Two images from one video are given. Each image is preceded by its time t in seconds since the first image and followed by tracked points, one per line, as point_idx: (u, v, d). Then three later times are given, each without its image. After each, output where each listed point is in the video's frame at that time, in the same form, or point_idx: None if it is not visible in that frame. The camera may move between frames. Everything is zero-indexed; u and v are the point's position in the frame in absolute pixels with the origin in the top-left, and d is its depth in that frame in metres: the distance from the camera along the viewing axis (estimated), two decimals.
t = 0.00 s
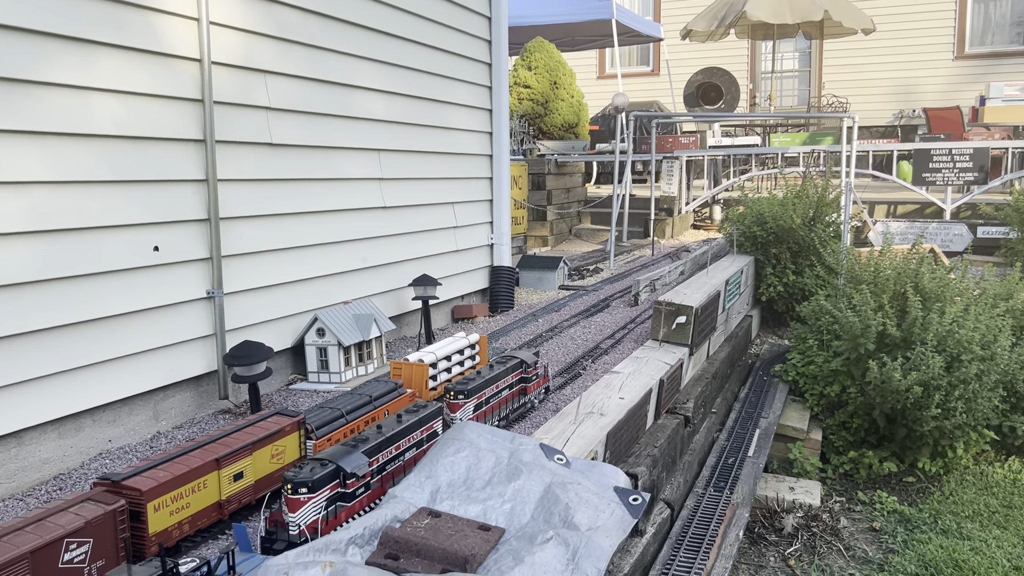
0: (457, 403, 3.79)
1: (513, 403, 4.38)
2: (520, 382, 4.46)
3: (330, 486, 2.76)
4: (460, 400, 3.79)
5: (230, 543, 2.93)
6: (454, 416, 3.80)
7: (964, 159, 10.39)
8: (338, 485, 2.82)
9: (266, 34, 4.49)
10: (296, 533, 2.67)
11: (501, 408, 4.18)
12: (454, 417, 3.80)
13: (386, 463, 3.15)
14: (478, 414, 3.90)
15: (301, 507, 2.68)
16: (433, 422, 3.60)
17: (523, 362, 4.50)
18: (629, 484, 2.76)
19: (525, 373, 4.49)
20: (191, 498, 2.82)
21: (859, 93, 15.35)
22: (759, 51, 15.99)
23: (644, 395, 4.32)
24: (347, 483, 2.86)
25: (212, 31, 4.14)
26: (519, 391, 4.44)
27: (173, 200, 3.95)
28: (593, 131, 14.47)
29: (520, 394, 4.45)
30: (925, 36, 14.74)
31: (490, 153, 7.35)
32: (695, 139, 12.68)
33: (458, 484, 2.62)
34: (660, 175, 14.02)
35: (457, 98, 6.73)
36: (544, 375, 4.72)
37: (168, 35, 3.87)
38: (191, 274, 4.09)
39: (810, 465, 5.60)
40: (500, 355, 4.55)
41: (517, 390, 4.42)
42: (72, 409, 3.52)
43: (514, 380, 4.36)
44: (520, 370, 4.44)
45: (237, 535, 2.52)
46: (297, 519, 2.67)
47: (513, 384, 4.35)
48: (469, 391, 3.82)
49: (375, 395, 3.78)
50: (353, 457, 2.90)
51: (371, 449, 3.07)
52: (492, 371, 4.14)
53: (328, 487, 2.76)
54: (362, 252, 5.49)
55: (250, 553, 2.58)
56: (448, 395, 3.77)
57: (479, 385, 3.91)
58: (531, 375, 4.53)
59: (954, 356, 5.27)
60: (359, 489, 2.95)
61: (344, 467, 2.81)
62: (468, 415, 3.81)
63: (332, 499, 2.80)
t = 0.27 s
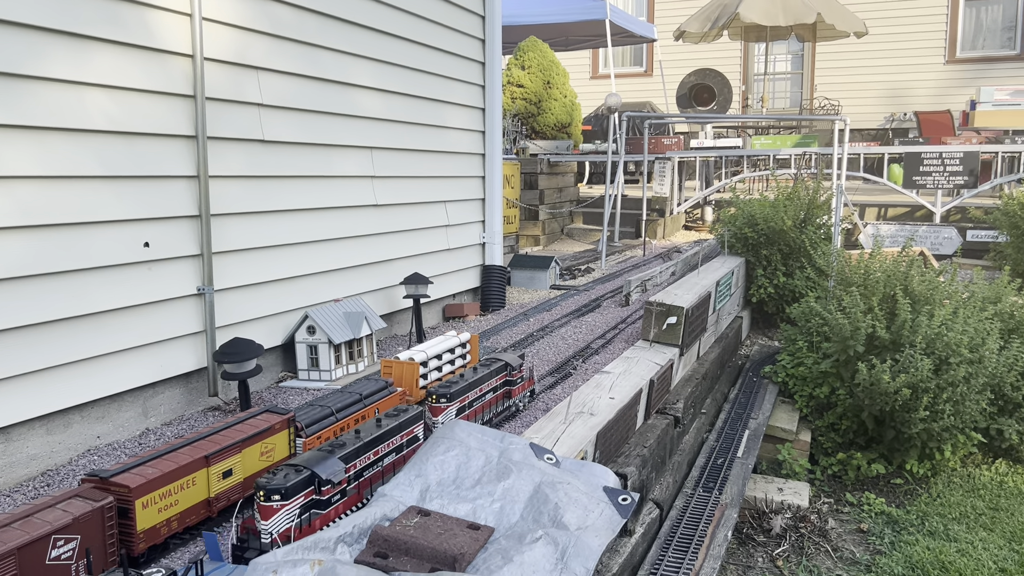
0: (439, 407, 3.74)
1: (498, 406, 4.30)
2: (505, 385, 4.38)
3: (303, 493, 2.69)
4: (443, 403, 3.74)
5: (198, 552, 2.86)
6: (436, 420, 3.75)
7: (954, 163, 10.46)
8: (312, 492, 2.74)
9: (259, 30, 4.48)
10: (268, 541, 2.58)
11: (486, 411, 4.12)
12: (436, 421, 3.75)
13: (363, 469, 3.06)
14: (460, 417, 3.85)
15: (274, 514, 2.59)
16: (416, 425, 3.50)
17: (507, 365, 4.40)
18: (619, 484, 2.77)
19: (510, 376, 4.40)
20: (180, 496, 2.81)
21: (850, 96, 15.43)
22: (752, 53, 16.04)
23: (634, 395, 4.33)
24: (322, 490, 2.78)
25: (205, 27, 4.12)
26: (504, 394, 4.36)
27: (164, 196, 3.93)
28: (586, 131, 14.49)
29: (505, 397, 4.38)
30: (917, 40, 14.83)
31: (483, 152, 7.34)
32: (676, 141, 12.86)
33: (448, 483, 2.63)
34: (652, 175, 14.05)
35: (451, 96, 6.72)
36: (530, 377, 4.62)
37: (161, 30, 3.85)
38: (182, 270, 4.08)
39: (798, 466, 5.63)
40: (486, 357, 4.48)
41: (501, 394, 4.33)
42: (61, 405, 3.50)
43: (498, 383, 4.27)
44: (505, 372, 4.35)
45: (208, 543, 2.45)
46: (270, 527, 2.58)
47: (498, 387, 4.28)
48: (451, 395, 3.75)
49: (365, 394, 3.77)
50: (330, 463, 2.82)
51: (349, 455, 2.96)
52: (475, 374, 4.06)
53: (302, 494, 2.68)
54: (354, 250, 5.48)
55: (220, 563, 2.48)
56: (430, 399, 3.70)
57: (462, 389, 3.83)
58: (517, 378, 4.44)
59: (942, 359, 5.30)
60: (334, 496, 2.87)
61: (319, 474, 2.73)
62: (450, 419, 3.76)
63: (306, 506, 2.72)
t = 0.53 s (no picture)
0: (422, 408, 3.65)
1: (483, 409, 4.19)
2: (490, 387, 4.27)
3: (278, 498, 2.62)
4: (426, 406, 3.65)
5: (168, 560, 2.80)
6: (419, 423, 3.65)
7: (948, 165, 10.50)
8: (287, 498, 2.66)
9: (253, 25, 4.46)
10: (239, 549, 2.52)
11: (471, 414, 4.04)
12: (418, 424, 3.66)
13: (341, 474, 2.98)
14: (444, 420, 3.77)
15: (246, 521, 2.52)
16: (398, 429, 3.41)
17: (494, 367, 4.30)
18: (611, 482, 2.76)
19: (496, 378, 4.29)
20: (169, 491, 2.79)
21: (845, 98, 15.48)
22: (747, 55, 16.07)
23: (627, 394, 4.33)
24: (297, 496, 2.69)
25: (199, 20, 4.10)
26: (490, 396, 4.26)
27: (156, 191, 3.91)
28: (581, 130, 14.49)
29: (491, 399, 4.27)
30: (912, 43, 14.88)
31: (478, 150, 7.33)
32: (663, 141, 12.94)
33: (440, 480, 2.62)
34: (647, 175, 14.06)
35: (446, 94, 6.71)
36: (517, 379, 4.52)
37: (154, 24, 3.83)
38: (174, 265, 4.06)
39: (790, 466, 5.65)
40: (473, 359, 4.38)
41: (487, 396, 4.22)
42: (51, 400, 3.48)
43: (485, 385, 4.19)
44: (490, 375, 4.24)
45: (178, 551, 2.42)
46: (241, 535, 2.51)
47: (483, 390, 4.16)
48: (435, 397, 3.66)
49: (357, 390, 3.76)
50: (306, 468, 2.75)
51: (326, 459, 2.88)
52: (461, 376, 3.98)
53: (276, 501, 2.61)
54: (347, 247, 5.46)
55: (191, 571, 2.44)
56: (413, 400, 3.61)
57: (447, 391, 3.75)
58: (503, 380, 4.33)
59: (934, 360, 5.32)
60: (312, 501, 2.78)
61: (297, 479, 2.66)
62: (433, 422, 3.68)
63: (280, 512, 2.64)
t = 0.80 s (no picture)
0: (410, 412, 3.59)
1: (473, 413, 4.16)
2: (480, 391, 4.24)
3: (257, 507, 2.57)
4: (413, 411, 3.59)
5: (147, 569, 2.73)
6: (406, 428, 3.60)
7: (946, 167, 10.52)
8: (266, 506, 2.62)
9: (253, 23, 4.46)
10: (216, 559, 2.48)
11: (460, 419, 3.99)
12: (406, 429, 3.61)
13: (324, 481, 2.93)
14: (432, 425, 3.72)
15: (224, 531, 2.48)
16: (386, 434, 3.38)
17: (484, 371, 4.29)
18: (607, 484, 2.77)
19: (486, 382, 4.28)
20: (166, 489, 2.79)
21: (844, 100, 15.50)
22: (746, 55, 16.08)
23: (624, 394, 4.34)
24: (277, 505, 2.66)
25: (198, 19, 4.10)
26: (480, 401, 4.22)
27: (154, 189, 3.91)
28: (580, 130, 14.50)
29: (482, 403, 4.25)
30: (911, 45, 14.90)
31: (476, 150, 7.34)
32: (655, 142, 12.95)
33: (436, 480, 2.63)
34: (645, 176, 14.07)
35: (445, 93, 6.71)
36: (507, 384, 4.50)
37: (154, 22, 3.83)
38: (172, 263, 4.06)
39: (786, 468, 5.67)
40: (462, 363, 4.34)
41: (477, 400, 4.19)
42: (48, 397, 3.48)
43: (475, 389, 4.16)
44: (480, 379, 4.22)
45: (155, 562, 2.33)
46: (218, 544, 2.47)
47: (473, 393, 4.14)
48: (423, 401, 3.61)
49: (354, 390, 3.76)
50: (286, 476, 2.70)
51: (308, 467, 2.84)
52: (451, 380, 3.93)
53: (255, 510, 2.56)
54: (345, 246, 5.46)
55: None
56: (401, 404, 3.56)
57: (436, 395, 3.69)
58: (493, 384, 4.31)
59: (930, 363, 5.33)
60: (292, 510, 2.73)
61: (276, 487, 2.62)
62: (420, 427, 3.62)
63: (259, 521, 2.59)
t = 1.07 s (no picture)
0: (408, 416, 3.46)
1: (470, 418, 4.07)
2: (479, 394, 4.17)
3: (247, 514, 2.50)
4: (410, 414, 3.46)
5: None
6: (404, 432, 3.47)
7: (953, 169, 10.47)
8: (256, 513, 2.55)
9: (261, 21, 4.46)
10: (203, 567, 2.43)
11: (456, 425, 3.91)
12: (403, 434, 3.48)
13: (316, 487, 2.87)
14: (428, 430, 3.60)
15: (212, 538, 2.42)
16: (380, 439, 3.32)
17: (483, 373, 4.20)
18: (612, 484, 2.77)
19: (486, 385, 4.20)
20: (173, 486, 2.80)
21: (851, 101, 15.45)
22: (753, 55, 16.04)
23: (629, 394, 4.34)
24: (267, 512, 2.60)
25: (207, 16, 4.11)
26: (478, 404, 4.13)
27: (162, 186, 3.92)
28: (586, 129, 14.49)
29: (479, 407, 4.17)
30: (920, 45, 14.84)
31: (483, 148, 7.33)
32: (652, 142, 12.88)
33: (441, 479, 2.63)
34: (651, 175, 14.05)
35: (452, 92, 6.71)
36: (507, 387, 4.42)
37: (163, 20, 3.83)
38: (179, 260, 4.07)
39: (791, 469, 5.66)
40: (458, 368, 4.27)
41: (475, 404, 4.12)
42: (55, 392, 3.49)
43: (474, 392, 4.07)
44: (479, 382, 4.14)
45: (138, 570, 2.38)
46: (206, 552, 2.41)
47: (472, 396, 4.06)
48: (422, 405, 3.49)
49: (360, 388, 3.77)
50: (278, 481, 2.63)
51: (299, 472, 2.77)
52: (449, 383, 3.83)
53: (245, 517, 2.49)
54: (351, 244, 5.47)
55: None
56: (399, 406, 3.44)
57: (434, 398, 3.58)
58: (492, 387, 4.24)
59: (936, 365, 5.31)
60: (282, 517, 2.68)
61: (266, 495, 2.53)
62: (417, 432, 3.49)
63: (248, 528, 2.53)
